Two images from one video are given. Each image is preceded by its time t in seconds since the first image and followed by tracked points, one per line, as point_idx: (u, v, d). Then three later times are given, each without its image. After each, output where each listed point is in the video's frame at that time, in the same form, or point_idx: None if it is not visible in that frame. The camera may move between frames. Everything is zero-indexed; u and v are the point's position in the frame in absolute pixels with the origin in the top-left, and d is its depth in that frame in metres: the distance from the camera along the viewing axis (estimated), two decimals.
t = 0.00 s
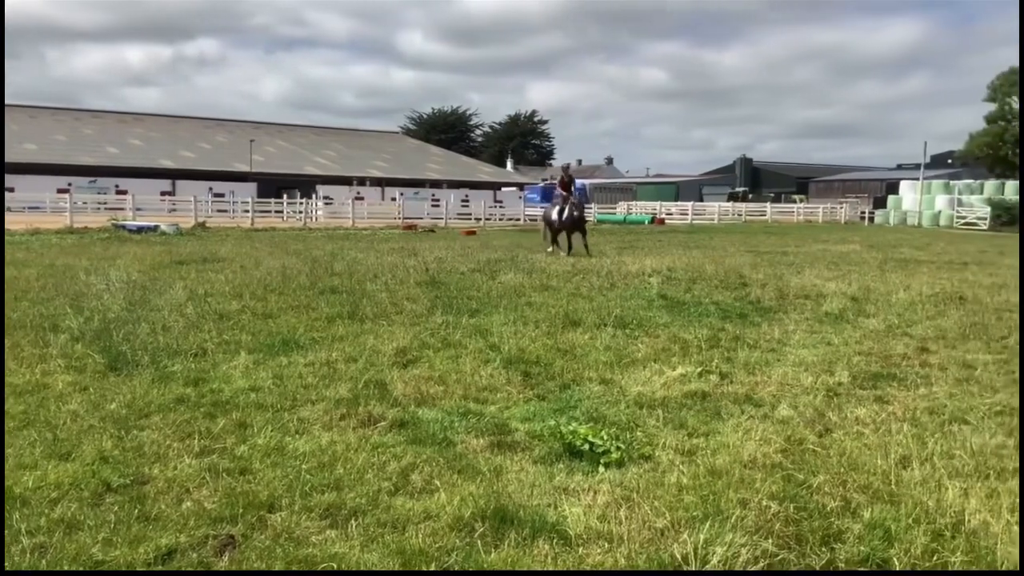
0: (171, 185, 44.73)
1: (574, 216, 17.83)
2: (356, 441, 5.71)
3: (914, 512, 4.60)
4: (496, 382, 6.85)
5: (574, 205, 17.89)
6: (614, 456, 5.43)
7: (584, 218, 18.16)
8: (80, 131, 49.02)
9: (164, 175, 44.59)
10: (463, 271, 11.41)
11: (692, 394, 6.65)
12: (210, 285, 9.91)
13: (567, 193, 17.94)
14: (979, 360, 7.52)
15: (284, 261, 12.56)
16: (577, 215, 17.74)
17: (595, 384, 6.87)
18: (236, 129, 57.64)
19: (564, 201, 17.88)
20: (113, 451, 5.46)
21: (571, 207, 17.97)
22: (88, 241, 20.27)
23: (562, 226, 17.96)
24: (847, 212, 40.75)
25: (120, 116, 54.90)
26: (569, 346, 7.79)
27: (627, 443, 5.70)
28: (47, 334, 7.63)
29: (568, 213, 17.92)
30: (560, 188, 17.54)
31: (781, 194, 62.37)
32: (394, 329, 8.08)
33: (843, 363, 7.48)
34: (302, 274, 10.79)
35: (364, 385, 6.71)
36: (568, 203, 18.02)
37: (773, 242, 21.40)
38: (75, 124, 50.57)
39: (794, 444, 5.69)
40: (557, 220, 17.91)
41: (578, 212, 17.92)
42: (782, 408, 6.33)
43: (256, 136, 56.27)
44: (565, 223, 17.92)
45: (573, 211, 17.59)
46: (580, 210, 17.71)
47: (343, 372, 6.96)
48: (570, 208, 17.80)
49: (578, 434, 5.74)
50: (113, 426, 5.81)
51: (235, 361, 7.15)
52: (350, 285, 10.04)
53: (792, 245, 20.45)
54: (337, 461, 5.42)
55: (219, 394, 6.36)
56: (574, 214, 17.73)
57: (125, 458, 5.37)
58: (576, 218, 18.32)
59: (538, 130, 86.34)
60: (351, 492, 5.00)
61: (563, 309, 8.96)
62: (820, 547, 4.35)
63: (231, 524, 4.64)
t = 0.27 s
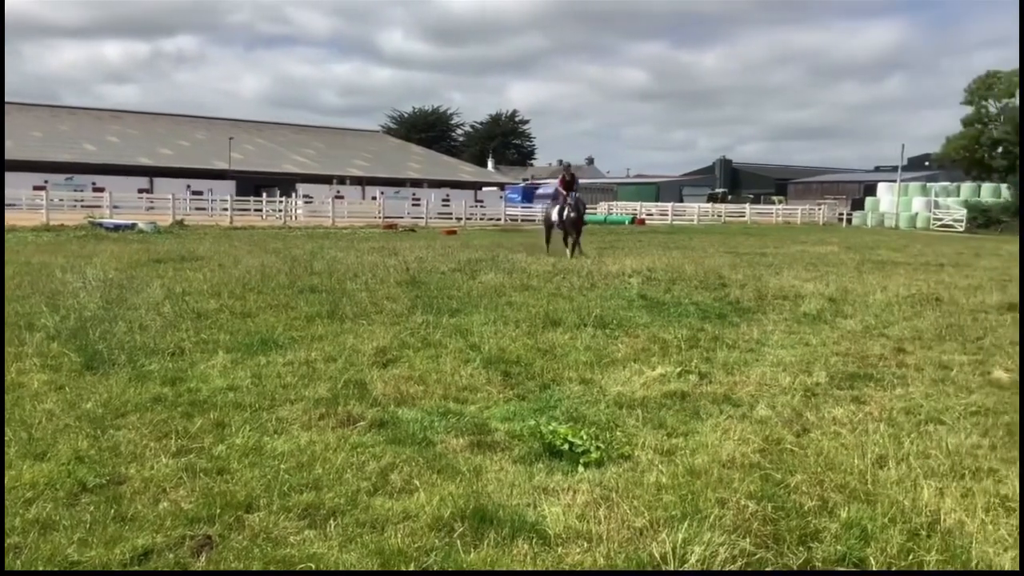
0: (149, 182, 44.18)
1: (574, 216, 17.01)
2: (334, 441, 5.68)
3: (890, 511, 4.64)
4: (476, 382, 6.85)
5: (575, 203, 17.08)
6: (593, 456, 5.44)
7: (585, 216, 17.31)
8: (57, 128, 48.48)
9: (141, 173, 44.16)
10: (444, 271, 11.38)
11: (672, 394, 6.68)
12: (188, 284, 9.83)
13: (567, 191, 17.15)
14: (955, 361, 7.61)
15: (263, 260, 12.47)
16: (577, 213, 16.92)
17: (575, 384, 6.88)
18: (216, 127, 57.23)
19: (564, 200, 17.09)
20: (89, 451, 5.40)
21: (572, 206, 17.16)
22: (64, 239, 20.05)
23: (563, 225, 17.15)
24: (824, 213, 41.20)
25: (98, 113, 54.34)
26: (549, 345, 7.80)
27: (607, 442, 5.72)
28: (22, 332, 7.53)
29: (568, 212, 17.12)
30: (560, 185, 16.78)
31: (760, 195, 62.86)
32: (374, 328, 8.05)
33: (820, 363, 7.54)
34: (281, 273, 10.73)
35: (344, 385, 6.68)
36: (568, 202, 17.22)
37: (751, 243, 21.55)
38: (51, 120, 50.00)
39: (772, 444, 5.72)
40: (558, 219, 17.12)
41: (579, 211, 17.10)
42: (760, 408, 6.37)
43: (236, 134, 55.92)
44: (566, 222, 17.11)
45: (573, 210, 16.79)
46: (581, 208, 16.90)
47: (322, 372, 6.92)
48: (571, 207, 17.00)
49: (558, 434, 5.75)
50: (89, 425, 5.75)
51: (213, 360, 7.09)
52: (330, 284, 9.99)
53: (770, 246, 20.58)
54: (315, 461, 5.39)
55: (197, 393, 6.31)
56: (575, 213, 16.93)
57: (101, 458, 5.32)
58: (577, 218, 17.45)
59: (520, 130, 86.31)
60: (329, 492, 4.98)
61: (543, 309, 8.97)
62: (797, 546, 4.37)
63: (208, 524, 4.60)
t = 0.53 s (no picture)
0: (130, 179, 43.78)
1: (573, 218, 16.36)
2: (316, 441, 5.66)
3: (870, 512, 4.67)
4: (459, 382, 6.84)
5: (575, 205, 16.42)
6: (575, 456, 5.45)
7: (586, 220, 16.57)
8: (37, 123, 47.99)
9: (122, 169, 43.79)
10: (427, 270, 11.34)
11: (654, 394, 6.70)
12: (169, 282, 9.75)
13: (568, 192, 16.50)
14: (934, 362, 7.69)
15: (245, 258, 12.38)
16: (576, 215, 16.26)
17: (557, 384, 6.88)
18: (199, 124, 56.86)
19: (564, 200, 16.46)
20: (67, 450, 5.35)
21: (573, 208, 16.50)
22: (43, 235, 19.83)
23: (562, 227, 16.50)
24: (806, 216, 41.52)
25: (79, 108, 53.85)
26: (532, 345, 7.80)
27: (589, 442, 5.72)
28: None
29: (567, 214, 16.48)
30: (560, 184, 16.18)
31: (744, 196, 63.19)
32: (357, 327, 8.02)
33: (802, 364, 7.59)
34: (263, 271, 10.66)
35: (326, 384, 6.64)
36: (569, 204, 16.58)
37: (734, 244, 21.65)
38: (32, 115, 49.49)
39: (753, 444, 5.75)
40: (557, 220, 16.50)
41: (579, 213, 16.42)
42: (741, 409, 6.40)
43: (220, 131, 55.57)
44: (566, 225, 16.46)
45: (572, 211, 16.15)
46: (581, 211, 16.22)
47: (304, 371, 6.89)
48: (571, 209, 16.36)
49: (541, 433, 5.75)
50: (68, 424, 5.69)
51: (193, 359, 7.04)
52: (312, 283, 9.93)
53: (753, 247, 20.68)
54: (296, 460, 5.36)
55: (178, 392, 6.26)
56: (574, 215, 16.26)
57: (79, 457, 5.26)
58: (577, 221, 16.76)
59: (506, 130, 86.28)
60: (310, 492, 4.95)
61: (527, 309, 8.96)
62: (778, 547, 4.39)
63: (187, 524, 4.56)
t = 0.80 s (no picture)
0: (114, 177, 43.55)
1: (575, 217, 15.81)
2: (300, 440, 5.63)
3: (853, 512, 4.70)
4: (445, 381, 6.82)
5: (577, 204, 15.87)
6: (560, 456, 5.45)
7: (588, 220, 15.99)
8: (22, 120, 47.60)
9: (107, 167, 43.48)
10: (413, 270, 11.31)
11: (639, 395, 6.71)
12: (153, 280, 9.68)
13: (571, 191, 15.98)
14: (917, 364, 7.74)
15: (230, 257, 12.30)
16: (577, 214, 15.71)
17: (543, 384, 6.88)
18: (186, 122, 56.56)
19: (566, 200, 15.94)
20: (49, 449, 5.30)
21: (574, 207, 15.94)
22: (25, 232, 19.67)
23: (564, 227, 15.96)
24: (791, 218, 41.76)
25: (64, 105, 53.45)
26: (518, 346, 7.80)
27: (574, 443, 5.73)
28: None
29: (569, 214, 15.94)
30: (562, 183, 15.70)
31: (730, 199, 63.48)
32: (343, 327, 7.99)
33: (786, 365, 7.62)
34: (248, 270, 10.60)
35: (311, 384, 6.61)
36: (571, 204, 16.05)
37: (720, 246, 21.74)
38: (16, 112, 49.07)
39: (738, 445, 5.77)
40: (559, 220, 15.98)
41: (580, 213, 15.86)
42: (726, 409, 6.42)
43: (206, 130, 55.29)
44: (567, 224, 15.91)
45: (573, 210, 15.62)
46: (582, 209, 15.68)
47: (288, 370, 6.85)
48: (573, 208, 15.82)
49: (526, 434, 5.75)
50: (50, 422, 5.64)
51: (177, 358, 7.00)
52: (297, 282, 9.89)
53: (738, 249, 20.78)
54: (281, 460, 5.33)
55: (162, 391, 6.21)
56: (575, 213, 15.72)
57: (61, 456, 5.22)
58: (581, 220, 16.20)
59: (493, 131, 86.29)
60: (294, 491, 4.93)
61: (513, 309, 8.96)
62: (762, 547, 4.40)
63: (170, 523, 4.53)
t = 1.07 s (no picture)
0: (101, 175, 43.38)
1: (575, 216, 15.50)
2: (287, 440, 5.61)
3: (839, 513, 4.72)
4: (433, 381, 6.81)
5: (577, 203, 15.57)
6: (548, 457, 5.45)
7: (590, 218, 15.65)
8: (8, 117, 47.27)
9: (94, 164, 43.22)
10: (402, 269, 11.28)
11: (627, 395, 6.72)
12: (140, 279, 9.64)
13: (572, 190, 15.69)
14: (904, 365, 7.78)
15: (218, 255, 12.24)
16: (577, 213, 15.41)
17: (531, 384, 6.88)
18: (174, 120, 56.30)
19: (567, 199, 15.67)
20: (33, 448, 5.26)
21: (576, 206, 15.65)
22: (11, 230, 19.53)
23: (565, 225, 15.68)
24: (779, 219, 41.95)
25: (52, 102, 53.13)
26: (506, 346, 7.79)
27: (562, 443, 5.73)
28: None
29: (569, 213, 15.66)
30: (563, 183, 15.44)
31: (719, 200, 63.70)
32: (331, 327, 7.97)
33: (773, 366, 7.65)
34: (236, 269, 10.56)
35: (298, 383, 6.59)
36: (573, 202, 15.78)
37: (708, 247, 21.82)
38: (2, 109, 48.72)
39: (725, 445, 5.79)
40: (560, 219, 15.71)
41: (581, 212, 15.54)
42: (714, 410, 6.44)
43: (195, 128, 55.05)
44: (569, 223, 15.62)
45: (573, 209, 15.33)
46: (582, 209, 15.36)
47: (276, 369, 6.83)
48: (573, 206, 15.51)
49: (514, 434, 5.75)
50: (35, 421, 5.61)
51: (164, 356, 6.97)
52: (285, 281, 9.86)
53: (726, 250, 20.86)
54: (267, 459, 5.31)
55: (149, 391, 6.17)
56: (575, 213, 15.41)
57: (46, 455, 5.18)
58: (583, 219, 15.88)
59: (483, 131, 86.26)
60: (281, 491, 4.91)
61: (501, 309, 8.96)
62: (748, 547, 4.41)
63: (155, 523, 4.51)
